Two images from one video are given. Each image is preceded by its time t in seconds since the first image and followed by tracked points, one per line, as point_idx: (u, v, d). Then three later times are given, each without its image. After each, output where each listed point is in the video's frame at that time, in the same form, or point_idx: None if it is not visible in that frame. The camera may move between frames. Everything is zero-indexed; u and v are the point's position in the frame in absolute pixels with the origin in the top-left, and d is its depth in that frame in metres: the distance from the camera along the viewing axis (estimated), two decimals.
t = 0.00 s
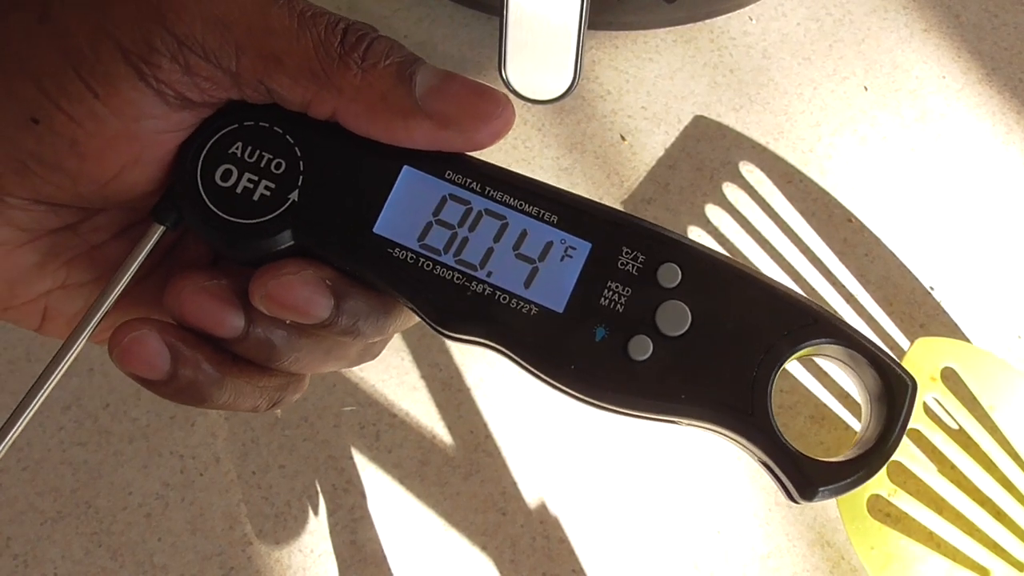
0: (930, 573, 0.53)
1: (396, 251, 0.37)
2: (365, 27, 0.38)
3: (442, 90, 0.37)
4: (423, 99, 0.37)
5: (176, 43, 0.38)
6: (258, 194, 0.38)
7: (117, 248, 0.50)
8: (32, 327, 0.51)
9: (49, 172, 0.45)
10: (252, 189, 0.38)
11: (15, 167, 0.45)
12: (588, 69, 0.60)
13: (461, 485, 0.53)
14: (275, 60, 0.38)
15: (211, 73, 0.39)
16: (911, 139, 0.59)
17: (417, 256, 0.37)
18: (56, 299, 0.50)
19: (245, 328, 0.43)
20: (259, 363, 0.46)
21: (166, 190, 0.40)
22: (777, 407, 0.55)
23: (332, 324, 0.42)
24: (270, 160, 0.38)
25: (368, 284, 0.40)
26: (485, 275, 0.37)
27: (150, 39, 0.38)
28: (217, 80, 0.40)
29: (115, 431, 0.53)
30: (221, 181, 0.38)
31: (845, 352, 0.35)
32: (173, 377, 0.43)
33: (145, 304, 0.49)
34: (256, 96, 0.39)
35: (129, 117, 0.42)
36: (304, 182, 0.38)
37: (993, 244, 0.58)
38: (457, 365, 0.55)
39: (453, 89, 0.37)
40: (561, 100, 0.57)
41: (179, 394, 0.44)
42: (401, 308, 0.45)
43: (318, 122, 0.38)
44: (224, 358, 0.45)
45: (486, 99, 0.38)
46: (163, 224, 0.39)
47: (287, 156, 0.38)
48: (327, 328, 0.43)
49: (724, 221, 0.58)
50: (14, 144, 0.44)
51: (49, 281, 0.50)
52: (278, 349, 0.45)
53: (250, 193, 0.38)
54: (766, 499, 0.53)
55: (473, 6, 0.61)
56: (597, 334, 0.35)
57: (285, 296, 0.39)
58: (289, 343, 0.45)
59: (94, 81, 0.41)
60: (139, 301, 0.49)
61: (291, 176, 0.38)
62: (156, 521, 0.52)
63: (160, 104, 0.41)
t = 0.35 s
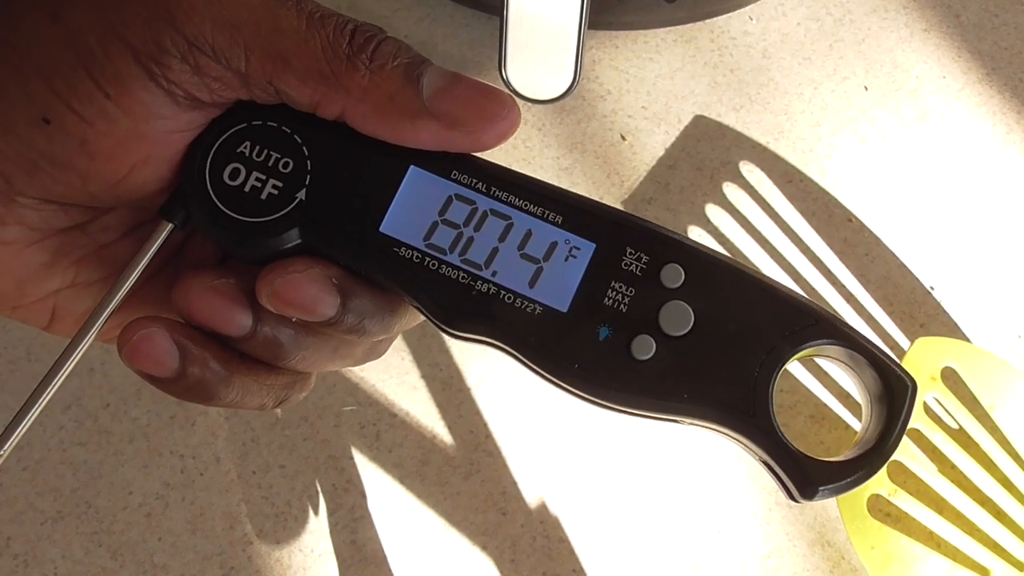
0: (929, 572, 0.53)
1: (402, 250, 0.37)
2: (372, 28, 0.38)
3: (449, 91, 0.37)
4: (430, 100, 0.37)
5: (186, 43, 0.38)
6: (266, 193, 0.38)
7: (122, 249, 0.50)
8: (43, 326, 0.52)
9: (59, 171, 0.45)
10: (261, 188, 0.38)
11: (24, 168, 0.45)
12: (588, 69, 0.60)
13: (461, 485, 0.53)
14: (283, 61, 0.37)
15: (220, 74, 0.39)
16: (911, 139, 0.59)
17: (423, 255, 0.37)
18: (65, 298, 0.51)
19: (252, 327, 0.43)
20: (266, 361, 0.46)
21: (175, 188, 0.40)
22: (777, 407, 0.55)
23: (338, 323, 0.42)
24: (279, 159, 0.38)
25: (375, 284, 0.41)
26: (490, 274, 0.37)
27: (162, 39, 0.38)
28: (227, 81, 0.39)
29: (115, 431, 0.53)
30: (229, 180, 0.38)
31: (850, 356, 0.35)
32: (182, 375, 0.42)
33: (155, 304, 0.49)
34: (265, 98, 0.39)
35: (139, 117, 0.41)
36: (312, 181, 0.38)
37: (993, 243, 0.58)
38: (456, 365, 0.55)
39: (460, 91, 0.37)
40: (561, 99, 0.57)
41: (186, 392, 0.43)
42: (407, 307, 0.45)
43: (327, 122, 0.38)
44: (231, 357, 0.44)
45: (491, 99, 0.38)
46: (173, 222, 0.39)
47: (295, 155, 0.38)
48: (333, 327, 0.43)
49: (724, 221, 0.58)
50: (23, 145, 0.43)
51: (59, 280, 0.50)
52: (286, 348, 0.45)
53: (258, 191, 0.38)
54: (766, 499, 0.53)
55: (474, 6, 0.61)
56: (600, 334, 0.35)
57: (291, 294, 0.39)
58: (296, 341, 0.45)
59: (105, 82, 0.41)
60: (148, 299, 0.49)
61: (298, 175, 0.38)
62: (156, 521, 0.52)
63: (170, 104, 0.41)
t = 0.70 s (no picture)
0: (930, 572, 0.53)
1: (412, 254, 0.37)
2: (386, 34, 0.38)
3: (461, 98, 0.38)
4: (442, 107, 0.38)
5: (204, 50, 0.38)
6: (279, 197, 0.38)
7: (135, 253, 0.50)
8: (56, 330, 0.51)
9: (76, 175, 0.45)
10: (274, 193, 0.38)
11: (34, 170, 0.45)
12: (588, 69, 0.60)
13: (461, 484, 0.53)
14: (299, 67, 0.38)
15: (236, 79, 0.39)
16: (911, 139, 0.59)
17: (434, 260, 0.37)
18: (79, 301, 0.50)
19: (264, 331, 0.43)
20: (276, 364, 0.46)
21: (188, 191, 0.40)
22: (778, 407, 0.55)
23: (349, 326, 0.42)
24: (291, 163, 0.38)
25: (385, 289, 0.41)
26: (500, 279, 0.36)
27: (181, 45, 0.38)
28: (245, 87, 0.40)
29: (115, 431, 0.53)
30: (243, 184, 0.38)
31: (860, 366, 0.35)
32: (194, 378, 0.43)
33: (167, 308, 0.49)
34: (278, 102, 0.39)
35: (156, 121, 0.41)
36: (325, 186, 0.38)
37: (993, 243, 0.58)
38: (456, 365, 0.55)
39: (472, 99, 0.38)
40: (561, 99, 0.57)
41: (198, 396, 0.43)
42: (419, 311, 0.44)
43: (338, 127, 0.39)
44: (242, 360, 0.45)
45: (502, 105, 0.38)
46: (186, 225, 0.39)
47: (307, 160, 0.38)
48: (344, 332, 0.43)
49: (724, 221, 0.58)
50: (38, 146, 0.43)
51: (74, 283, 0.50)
52: (297, 352, 0.45)
53: (272, 196, 0.38)
54: (766, 499, 0.53)
55: (474, 6, 0.61)
56: (609, 339, 0.35)
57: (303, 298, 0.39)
58: (307, 345, 0.45)
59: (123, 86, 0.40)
60: (158, 303, 0.49)
61: (311, 180, 0.38)
62: (156, 521, 0.52)
63: (187, 110, 0.41)
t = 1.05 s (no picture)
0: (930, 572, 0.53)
1: (426, 253, 0.37)
2: (391, 43, 0.38)
3: (469, 105, 0.37)
4: (452, 114, 0.37)
5: (211, 62, 0.38)
6: (291, 199, 0.38)
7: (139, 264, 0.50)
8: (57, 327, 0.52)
9: (81, 180, 0.44)
10: (286, 195, 0.38)
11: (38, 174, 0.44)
12: (588, 69, 0.60)
13: (460, 484, 0.53)
14: (308, 80, 0.37)
15: (244, 93, 0.39)
16: (912, 139, 0.59)
17: (447, 258, 0.37)
18: (79, 298, 0.51)
19: (265, 326, 0.43)
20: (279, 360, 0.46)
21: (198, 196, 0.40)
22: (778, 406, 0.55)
23: (360, 328, 0.43)
24: (303, 166, 0.38)
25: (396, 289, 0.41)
26: (512, 275, 0.36)
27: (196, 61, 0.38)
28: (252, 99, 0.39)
29: (114, 431, 0.53)
30: (255, 187, 0.38)
31: (874, 357, 0.35)
32: (194, 375, 0.43)
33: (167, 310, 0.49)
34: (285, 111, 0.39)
35: (162, 131, 0.41)
36: (337, 188, 0.37)
37: (993, 243, 0.58)
38: (457, 364, 0.55)
39: (480, 104, 0.37)
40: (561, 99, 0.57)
41: (198, 392, 0.44)
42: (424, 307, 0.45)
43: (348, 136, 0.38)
44: (243, 355, 0.45)
45: (511, 109, 0.38)
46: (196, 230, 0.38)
47: (318, 161, 0.38)
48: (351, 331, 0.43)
49: (724, 220, 0.58)
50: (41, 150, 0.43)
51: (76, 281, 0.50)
52: (298, 347, 0.45)
53: (284, 197, 0.38)
54: (765, 499, 0.53)
55: (474, 6, 0.61)
56: (622, 331, 0.35)
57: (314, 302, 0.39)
58: (310, 340, 0.45)
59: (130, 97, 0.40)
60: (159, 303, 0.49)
61: (324, 182, 0.37)
62: (156, 521, 0.52)
63: (193, 120, 0.41)
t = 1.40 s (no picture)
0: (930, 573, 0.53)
1: (396, 208, 0.40)
2: (312, 82, 0.35)
3: (396, 138, 0.35)
4: (380, 150, 0.35)
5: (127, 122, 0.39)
6: (251, 198, 0.40)
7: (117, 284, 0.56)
8: None
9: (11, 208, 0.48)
10: (246, 198, 0.41)
11: None
12: (588, 69, 0.60)
13: (460, 484, 0.53)
14: (238, 138, 0.37)
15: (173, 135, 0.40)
16: (912, 137, 0.59)
17: (416, 208, 0.40)
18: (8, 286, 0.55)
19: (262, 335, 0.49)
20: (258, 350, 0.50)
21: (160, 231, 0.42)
22: (778, 406, 0.55)
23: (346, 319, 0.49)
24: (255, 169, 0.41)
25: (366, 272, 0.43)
26: (483, 208, 0.40)
27: (124, 110, 0.38)
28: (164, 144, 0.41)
29: (115, 431, 0.54)
30: (213, 198, 0.41)
31: (818, 201, 0.40)
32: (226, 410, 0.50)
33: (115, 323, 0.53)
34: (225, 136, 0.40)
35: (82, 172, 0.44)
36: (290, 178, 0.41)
37: (993, 242, 0.57)
38: (457, 365, 0.56)
39: (404, 134, 0.35)
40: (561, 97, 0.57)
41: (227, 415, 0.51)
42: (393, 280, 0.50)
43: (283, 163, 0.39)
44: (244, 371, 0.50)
45: (439, 127, 0.35)
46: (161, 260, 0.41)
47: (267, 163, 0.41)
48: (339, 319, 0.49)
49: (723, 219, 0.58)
50: None
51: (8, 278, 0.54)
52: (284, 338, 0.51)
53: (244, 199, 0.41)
54: (763, 500, 0.53)
55: (475, 6, 0.61)
56: (604, 223, 0.39)
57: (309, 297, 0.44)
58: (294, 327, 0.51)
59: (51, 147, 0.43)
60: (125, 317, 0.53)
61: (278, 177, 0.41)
62: (156, 521, 0.52)
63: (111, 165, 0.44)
